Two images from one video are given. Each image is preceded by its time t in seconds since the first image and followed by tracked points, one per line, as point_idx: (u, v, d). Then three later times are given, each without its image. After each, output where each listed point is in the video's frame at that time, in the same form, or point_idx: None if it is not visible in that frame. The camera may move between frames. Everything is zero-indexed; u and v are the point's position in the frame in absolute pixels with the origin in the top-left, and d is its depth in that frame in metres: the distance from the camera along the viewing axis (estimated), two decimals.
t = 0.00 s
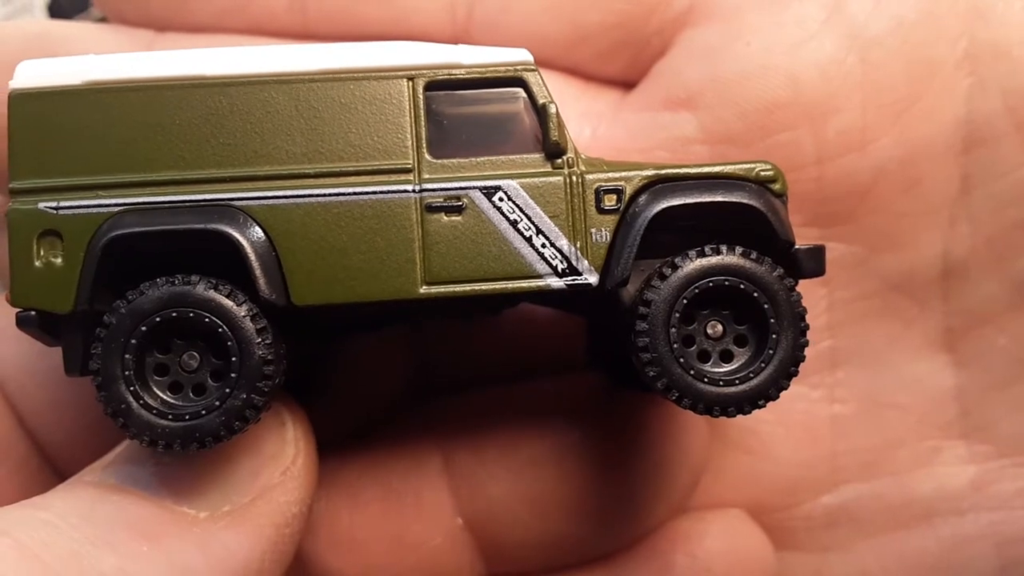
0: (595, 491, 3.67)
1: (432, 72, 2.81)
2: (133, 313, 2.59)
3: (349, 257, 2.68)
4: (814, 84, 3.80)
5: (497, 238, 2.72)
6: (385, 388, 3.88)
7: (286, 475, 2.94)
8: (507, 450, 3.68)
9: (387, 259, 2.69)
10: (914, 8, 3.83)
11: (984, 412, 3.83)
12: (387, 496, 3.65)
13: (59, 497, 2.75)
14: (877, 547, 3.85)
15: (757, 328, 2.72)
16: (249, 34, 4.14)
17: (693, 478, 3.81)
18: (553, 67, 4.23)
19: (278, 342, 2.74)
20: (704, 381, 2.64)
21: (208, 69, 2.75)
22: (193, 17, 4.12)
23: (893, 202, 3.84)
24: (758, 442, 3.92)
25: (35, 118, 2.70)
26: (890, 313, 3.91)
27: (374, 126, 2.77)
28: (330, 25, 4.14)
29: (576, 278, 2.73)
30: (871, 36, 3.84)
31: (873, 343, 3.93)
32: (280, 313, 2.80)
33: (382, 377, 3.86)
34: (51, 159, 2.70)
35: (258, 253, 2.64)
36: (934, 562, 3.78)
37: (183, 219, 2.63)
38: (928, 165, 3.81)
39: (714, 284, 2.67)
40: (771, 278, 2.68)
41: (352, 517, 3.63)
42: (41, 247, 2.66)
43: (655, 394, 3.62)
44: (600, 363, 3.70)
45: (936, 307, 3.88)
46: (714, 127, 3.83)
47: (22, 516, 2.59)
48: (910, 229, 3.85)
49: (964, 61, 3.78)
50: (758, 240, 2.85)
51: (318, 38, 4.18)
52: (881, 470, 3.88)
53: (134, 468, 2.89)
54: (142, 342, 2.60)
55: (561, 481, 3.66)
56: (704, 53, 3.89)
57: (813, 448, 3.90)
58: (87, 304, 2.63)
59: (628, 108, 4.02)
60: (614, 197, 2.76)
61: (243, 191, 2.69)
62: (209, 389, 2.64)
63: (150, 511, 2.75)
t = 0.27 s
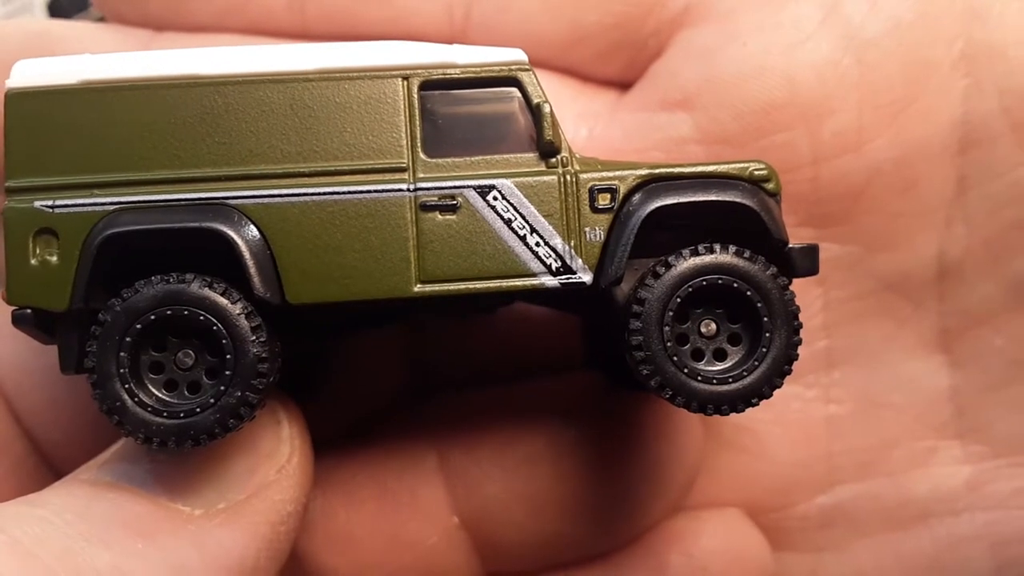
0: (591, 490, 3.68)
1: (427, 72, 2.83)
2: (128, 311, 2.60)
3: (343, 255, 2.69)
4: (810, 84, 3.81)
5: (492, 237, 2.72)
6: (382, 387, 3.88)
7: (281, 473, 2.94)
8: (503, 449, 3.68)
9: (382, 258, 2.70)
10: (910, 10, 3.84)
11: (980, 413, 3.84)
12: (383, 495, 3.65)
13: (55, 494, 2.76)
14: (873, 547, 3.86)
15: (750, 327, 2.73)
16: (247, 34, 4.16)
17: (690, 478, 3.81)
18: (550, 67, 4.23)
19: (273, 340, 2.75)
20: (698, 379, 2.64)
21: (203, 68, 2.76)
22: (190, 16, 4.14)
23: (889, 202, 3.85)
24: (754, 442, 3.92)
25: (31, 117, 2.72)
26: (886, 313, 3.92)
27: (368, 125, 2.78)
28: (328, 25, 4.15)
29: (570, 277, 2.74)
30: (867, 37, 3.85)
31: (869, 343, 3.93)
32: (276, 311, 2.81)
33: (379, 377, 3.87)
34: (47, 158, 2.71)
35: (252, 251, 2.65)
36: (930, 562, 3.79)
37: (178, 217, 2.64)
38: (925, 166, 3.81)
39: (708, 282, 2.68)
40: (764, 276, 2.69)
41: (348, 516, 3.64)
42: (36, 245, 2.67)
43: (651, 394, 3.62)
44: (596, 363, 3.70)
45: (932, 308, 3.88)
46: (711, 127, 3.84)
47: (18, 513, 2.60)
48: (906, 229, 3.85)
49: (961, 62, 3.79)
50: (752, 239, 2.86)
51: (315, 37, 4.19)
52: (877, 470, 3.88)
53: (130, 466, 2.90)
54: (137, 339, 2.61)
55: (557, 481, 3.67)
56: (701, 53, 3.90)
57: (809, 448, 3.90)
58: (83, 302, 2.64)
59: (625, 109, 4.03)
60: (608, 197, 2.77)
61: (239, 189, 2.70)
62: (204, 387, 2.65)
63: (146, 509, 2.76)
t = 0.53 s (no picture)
0: (595, 489, 3.68)
1: (432, 70, 2.84)
2: (134, 309, 2.60)
3: (349, 253, 2.69)
4: (813, 84, 3.82)
5: (497, 235, 2.73)
6: (385, 385, 3.89)
7: (286, 472, 2.94)
8: (506, 449, 3.68)
9: (388, 256, 2.70)
10: (913, 10, 3.85)
11: (982, 413, 3.84)
12: (386, 494, 3.66)
13: (60, 492, 2.76)
14: (875, 547, 3.86)
15: (755, 325, 2.73)
16: (250, 33, 4.16)
17: (692, 477, 3.82)
18: (554, 67, 4.24)
19: (278, 338, 2.75)
20: (703, 377, 2.64)
21: (209, 66, 2.76)
22: (195, 15, 4.14)
23: (892, 202, 3.86)
24: (757, 442, 3.92)
25: (38, 114, 2.72)
26: (888, 313, 3.92)
27: (374, 123, 2.79)
28: (332, 24, 4.15)
29: (575, 275, 2.74)
30: (870, 37, 3.86)
31: (871, 343, 3.94)
32: (281, 309, 2.81)
33: (383, 377, 3.89)
34: (53, 156, 2.71)
35: (258, 249, 2.65)
36: (932, 563, 3.79)
37: (184, 215, 2.64)
38: (927, 166, 3.82)
39: (713, 281, 2.68)
40: (769, 275, 2.69)
41: (351, 515, 3.64)
42: (42, 243, 2.68)
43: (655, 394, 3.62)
44: (599, 361, 3.70)
45: (935, 308, 3.89)
46: (714, 127, 3.84)
47: (23, 512, 2.61)
48: (909, 229, 3.86)
49: (964, 63, 3.80)
50: (757, 237, 2.86)
51: (319, 36, 4.19)
52: (879, 470, 3.88)
53: (135, 464, 2.90)
54: (143, 337, 2.61)
55: (560, 480, 3.67)
56: (705, 53, 3.91)
57: (812, 448, 3.90)
58: (88, 299, 2.64)
59: (628, 108, 4.03)
60: (613, 194, 2.77)
61: (245, 187, 2.70)
62: (209, 385, 2.65)
63: (150, 507, 2.75)
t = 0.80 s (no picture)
0: (594, 487, 3.68)
1: (431, 67, 2.84)
2: (133, 305, 2.60)
3: (348, 250, 2.70)
4: (812, 83, 3.82)
5: (496, 232, 2.73)
6: (385, 384, 3.90)
7: (285, 469, 2.94)
8: (506, 447, 3.69)
9: (386, 252, 2.70)
10: (912, 8, 3.85)
11: (982, 411, 3.84)
12: (386, 492, 3.66)
13: (60, 489, 2.77)
14: (875, 546, 3.86)
15: (753, 322, 2.73)
16: (250, 33, 4.17)
17: (692, 475, 3.82)
18: (553, 66, 4.24)
19: (277, 335, 2.75)
20: (701, 374, 2.65)
21: (208, 64, 2.77)
22: (195, 15, 4.15)
23: (891, 201, 3.86)
24: (757, 440, 3.92)
25: (38, 111, 2.73)
26: (887, 311, 3.92)
27: (373, 120, 2.79)
28: (331, 24, 4.16)
29: (573, 272, 2.74)
30: (868, 35, 3.86)
31: (870, 342, 3.93)
32: (280, 306, 2.82)
33: (382, 374, 3.89)
34: (53, 153, 2.72)
35: (257, 245, 2.65)
36: (932, 561, 3.79)
37: (183, 212, 2.65)
38: (926, 164, 3.82)
39: (711, 277, 2.68)
40: (767, 272, 2.69)
41: (351, 513, 3.64)
42: (42, 239, 2.68)
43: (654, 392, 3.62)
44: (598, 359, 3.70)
45: (934, 306, 3.89)
46: (713, 125, 3.85)
47: (23, 510, 2.61)
48: (908, 227, 3.86)
49: (962, 61, 3.80)
50: (755, 235, 2.86)
51: (318, 36, 4.20)
52: (879, 469, 3.88)
53: (135, 462, 2.90)
54: (142, 333, 2.62)
55: (559, 478, 3.67)
56: (703, 52, 3.91)
57: (811, 447, 3.90)
58: (88, 296, 2.65)
59: (627, 107, 4.04)
60: (612, 191, 2.78)
61: (244, 184, 2.71)
62: (208, 381, 2.66)
63: (150, 503, 2.76)
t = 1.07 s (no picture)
0: (595, 488, 3.68)
1: (434, 69, 2.85)
2: (136, 306, 2.60)
3: (351, 251, 2.70)
4: (813, 84, 3.83)
5: (498, 233, 2.74)
6: (386, 385, 3.90)
7: (287, 470, 2.94)
8: (507, 447, 3.69)
9: (389, 253, 2.71)
10: (912, 10, 3.86)
11: (982, 413, 3.85)
12: (387, 492, 3.66)
13: (61, 489, 2.77)
14: (875, 546, 3.86)
15: (756, 323, 2.74)
16: (252, 34, 4.16)
17: (692, 476, 3.82)
18: (554, 67, 4.25)
19: (280, 336, 2.75)
20: (703, 375, 2.65)
21: (212, 64, 2.77)
22: (197, 16, 4.16)
23: (891, 202, 3.87)
24: (757, 441, 3.93)
25: (41, 112, 2.73)
26: (888, 313, 3.93)
27: (376, 121, 2.80)
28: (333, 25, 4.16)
29: (576, 273, 2.74)
30: (869, 37, 3.87)
31: (871, 343, 3.94)
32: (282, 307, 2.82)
33: (384, 375, 3.90)
34: (55, 153, 2.72)
35: (260, 246, 2.66)
36: (932, 562, 3.79)
37: (186, 213, 2.65)
38: (926, 166, 3.83)
39: (714, 279, 2.69)
40: (770, 273, 2.70)
41: (352, 514, 3.64)
42: (45, 240, 2.68)
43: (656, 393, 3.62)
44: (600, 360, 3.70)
45: (934, 307, 3.90)
46: (713, 127, 3.86)
47: (24, 509, 2.61)
48: (908, 228, 3.87)
49: (962, 62, 3.81)
50: (757, 236, 2.87)
51: (320, 37, 4.20)
52: (879, 469, 3.89)
53: (136, 461, 2.90)
54: (145, 334, 2.62)
55: (560, 479, 3.67)
56: (704, 53, 3.92)
57: (812, 448, 3.91)
58: (91, 296, 2.65)
59: (628, 108, 4.05)
60: (614, 193, 2.78)
61: (246, 185, 2.71)
62: (211, 382, 2.66)
63: (153, 503, 2.76)
